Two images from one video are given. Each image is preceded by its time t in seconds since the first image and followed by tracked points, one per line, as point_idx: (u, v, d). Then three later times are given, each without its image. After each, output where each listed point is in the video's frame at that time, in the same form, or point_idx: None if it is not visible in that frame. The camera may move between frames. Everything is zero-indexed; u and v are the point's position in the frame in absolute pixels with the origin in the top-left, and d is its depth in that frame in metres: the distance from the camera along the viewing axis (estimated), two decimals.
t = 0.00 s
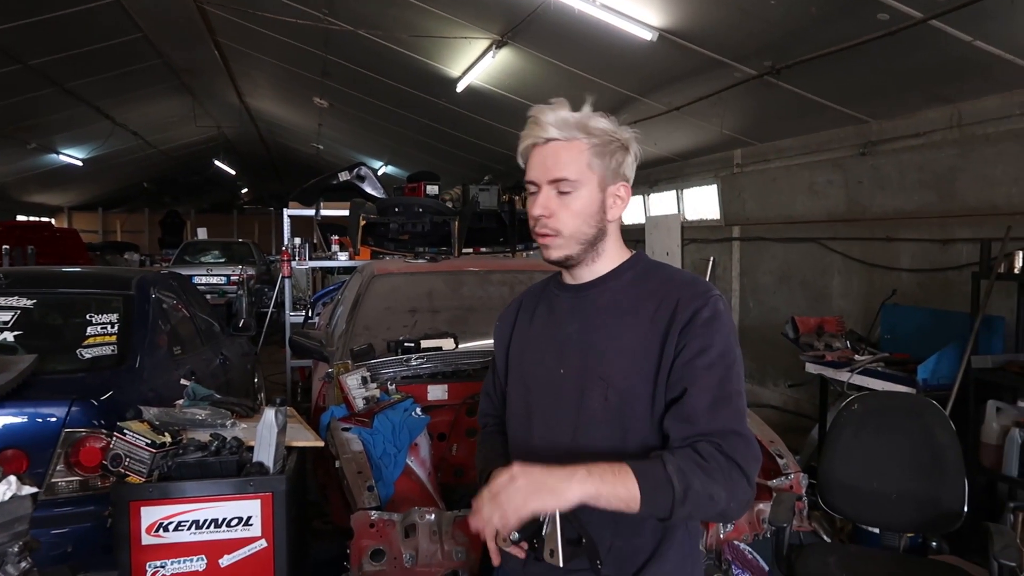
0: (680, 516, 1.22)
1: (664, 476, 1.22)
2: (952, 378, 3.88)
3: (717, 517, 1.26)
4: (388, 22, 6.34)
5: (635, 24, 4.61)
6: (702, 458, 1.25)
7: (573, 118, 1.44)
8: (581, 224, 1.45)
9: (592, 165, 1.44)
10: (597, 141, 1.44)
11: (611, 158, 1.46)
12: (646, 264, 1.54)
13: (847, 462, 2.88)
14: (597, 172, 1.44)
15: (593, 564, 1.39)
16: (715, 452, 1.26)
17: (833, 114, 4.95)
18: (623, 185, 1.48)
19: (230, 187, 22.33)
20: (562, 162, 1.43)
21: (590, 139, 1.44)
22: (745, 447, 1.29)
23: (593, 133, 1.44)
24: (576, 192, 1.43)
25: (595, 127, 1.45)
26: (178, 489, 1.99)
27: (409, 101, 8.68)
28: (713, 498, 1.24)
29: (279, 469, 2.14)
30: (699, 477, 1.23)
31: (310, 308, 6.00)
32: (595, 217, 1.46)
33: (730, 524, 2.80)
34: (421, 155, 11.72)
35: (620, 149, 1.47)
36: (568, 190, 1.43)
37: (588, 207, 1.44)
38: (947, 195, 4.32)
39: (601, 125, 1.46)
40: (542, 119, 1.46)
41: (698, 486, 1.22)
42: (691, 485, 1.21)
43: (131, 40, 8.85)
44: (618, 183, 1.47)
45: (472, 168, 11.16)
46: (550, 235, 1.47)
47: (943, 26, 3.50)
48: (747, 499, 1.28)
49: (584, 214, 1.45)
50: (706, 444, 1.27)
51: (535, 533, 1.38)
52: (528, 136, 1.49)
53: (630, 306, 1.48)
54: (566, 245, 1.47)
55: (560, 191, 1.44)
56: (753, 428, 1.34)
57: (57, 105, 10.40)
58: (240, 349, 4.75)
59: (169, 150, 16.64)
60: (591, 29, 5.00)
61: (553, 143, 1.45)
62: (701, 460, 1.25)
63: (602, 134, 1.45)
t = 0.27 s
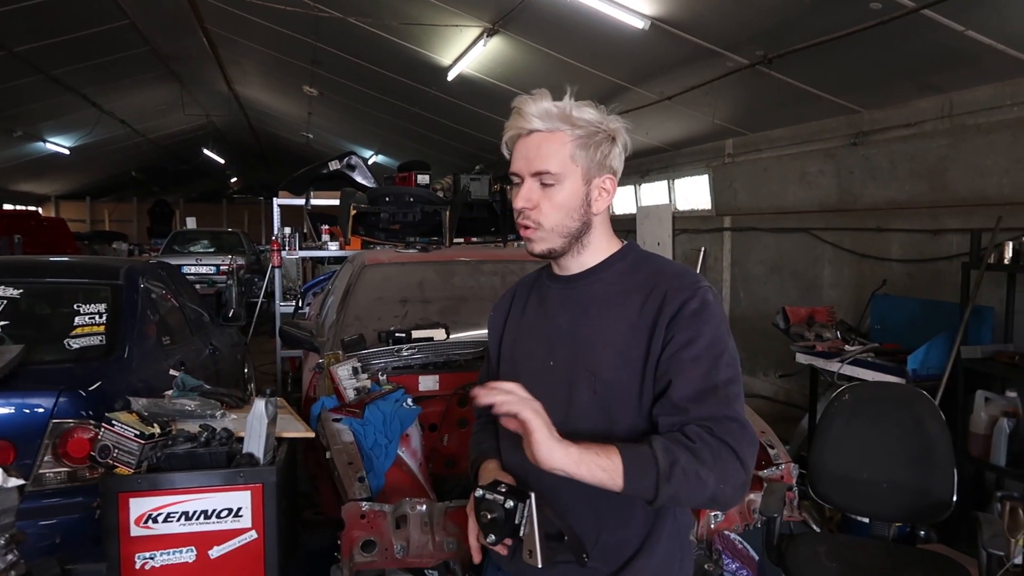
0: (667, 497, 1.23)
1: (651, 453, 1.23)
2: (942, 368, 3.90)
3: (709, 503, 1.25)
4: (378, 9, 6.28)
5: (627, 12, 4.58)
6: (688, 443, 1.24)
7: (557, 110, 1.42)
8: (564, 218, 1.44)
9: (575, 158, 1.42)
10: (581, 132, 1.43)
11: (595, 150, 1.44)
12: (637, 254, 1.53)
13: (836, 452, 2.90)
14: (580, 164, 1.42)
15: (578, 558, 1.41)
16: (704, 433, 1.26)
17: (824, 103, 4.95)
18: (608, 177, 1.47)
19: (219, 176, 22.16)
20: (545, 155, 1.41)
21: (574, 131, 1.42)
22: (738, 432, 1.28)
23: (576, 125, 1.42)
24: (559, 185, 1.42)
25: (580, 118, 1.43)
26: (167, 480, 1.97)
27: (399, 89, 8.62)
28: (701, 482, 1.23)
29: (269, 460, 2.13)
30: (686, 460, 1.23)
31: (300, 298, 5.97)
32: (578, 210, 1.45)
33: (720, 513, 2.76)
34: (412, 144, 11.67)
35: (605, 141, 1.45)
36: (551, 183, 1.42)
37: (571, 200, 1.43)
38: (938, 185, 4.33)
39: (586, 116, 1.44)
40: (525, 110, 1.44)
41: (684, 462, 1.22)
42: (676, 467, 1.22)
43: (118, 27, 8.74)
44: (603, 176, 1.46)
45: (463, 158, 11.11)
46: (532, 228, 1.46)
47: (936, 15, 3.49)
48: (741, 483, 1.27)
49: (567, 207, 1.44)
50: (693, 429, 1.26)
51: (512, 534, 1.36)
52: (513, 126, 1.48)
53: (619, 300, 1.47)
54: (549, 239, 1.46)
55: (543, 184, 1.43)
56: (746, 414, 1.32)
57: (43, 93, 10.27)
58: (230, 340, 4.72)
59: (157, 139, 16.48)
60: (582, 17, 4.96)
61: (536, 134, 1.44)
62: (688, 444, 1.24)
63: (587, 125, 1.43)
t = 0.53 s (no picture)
0: (640, 483, 1.21)
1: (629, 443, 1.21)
2: (928, 364, 3.93)
3: (681, 496, 1.25)
4: (366, 7, 6.25)
5: (615, 11, 4.57)
6: (668, 435, 1.24)
7: (552, 106, 1.42)
8: (559, 214, 1.43)
9: (570, 153, 1.42)
10: (575, 128, 1.42)
11: (588, 147, 1.44)
12: (623, 252, 1.53)
13: (823, 449, 2.92)
14: (575, 159, 1.42)
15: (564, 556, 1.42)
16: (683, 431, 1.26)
17: (812, 101, 4.97)
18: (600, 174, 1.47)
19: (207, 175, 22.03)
20: (542, 149, 1.40)
21: (569, 126, 1.42)
22: (714, 431, 1.29)
23: (570, 120, 1.43)
24: (554, 180, 1.41)
25: (574, 115, 1.44)
26: (154, 482, 1.96)
27: (387, 87, 8.60)
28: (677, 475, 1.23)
29: (257, 461, 2.11)
30: (664, 451, 1.23)
31: (288, 297, 5.95)
32: (573, 206, 1.45)
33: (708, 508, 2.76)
34: (402, 143, 11.65)
35: (597, 138, 1.46)
36: (547, 177, 1.40)
37: (566, 196, 1.42)
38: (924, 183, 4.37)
39: (578, 113, 1.45)
40: (519, 105, 1.43)
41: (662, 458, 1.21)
42: (653, 456, 1.21)
43: (104, 24, 8.66)
44: (595, 173, 1.46)
45: (453, 156, 11.10)
46: (527, 225, 1.44)
47: (921, 14, 3.51)
48: (714, 482, 1.28)
49: (562, 204, 1.43)
50: (672, 423, 1.26)
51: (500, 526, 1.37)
52: (505, 120, 1.45)
53: (604, 295, 1.47)
54: (544, 236, 1.45)
55: (540, 179, 1.41)
56: (723, 412, 1.33)
57: (28, 90, 10.16)
58: (217, 339, 4.70)
59: (144, 137, 16.35)
60: (571, 16, 4.96)
61: (532, 129, 1.42)
62: (667, 436, 1.24)
63: (580, 122, 1.44)
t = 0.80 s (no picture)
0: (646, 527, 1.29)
1: (629, 498, 1.26)
2: (917, 362, 3.94)
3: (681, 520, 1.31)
4: (355, 5, 6.23)
5: (605, 9, 4.57)
6: (667, 474, 1.27)
7: (510, 105, 1.43)
8: (523, 213, 1.45)
9: (530, 152, 1.42)
10: (537, 126, 1.42)
11: (553, 143, 1.43)
12: (610, 252, 1.53)
13: (813, 447, 2.92)
14: (535, 158, 1.42)
15: (550, 558, 1.42)
16: (680, 466, 1.28)
17: (802, 101, 4.99)
18: (568, 171, 1.46)
19: (198, 173, 21.92)
20: (499, 150, 1.43)
21: (528, 125, 1.42)
22: (708, 450, 1.32)
23: (532, 118, 1.42)
24: (514, 180, 1.43)
25: (535, 113, 1.43)
26: (141, 482, 1.95)
27: (378, 86, 8.58)
28: (675, 511, 1.28)
29: (245, 460, 2.10)
30: (664, 494, 1.27)
31: (278, 296, 5.93)
32: (538, 205, 1.45)
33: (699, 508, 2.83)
34: (393, 141, 11.62)
35: (564, 134, 1.44)
36: (507, 178, 1.43)
37: (528, 195, 1.43)
38: (912, 182, 4.40)
39: (542, 110, 1.43)
40: (482, 107, 1.46)
41: (661, 507, 1.27)
42: (655, 508, 1.27)
43: (92, 21, 8.60)
44: (562, 169, 1.45)
45: (444, 154, 11.09)
46: (493, 226, 1.48)
47: (910, 14, 3.52)
48: (709, 502, 1.32)
49: (524, 204, 1.44)
50: (670, 461, 1.28)
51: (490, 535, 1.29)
52: (473, 125, 1.49)
53: (593, 299, 1.46)
54: (510, 236, 1.47)
55: (500, 180, 1.44)
56: (715, 426, 1.35)
57: (15, 88, 10.07)
58: (207, 339, 4.68)
59: (134, 135, 16.24)
60: (561, 14, 4.96)
61: (492, 131, 1.45)
62: (667, 477, 1.27)
63: (544, 119, 1.43)
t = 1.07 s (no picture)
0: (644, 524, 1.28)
1: (630, 494, 1.25)
2: (912, 360, 3.95)
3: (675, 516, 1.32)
4: (351, 2, 6.21)
5: (600, 7, 4.56)
6: (665, 469, 1.27)
7: (499, 102, 1.43)
8: (516, 210, 1.45)
9: (521, 148, 1.42)
10: (527, 122, 1.42)
11: (544, 139, 1.43)
12: (604, 248, 1.53)
13: (807, 445, 2.93)
14: (526, 154, 1.42)
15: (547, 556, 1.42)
16: (679, 461, 1.29)
17: (797, 99, 4.99)
18: (561, 165, 1.45)
19: (193, 171, 21.85)
20: (489, 148, 1.43)
21: (518, 122, 1.42)
22: (703, 446, 1.32)
23: (522, 115, 1.42)
24: (506, 178, 1.43)
25: (524, 109, 1.42)
26: (134, 481, 1.94)
27: (373, 84, 8.56)
28: (673, 506, 1.28)
29: (240, 460, 2.10)
30: (663, 489, 1.26)
31: (274, 295, 5.92)
32: (531, 202, 1.45)
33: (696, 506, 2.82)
34: (389, 139, 11.60)
35: (555, 129, 1.44)
36: (498, 176, 1.43)
37: (521, 192, 1.43)
38: (907, 180, 4.41)
39: (531, 106, 1.43)
40: (472, 106, 1.46)
41: (661, 502, 1.26)
42: (655, 503, 1.26)
43: (85, 18, 8.56)
44: (554, 164, 1.44)
45: (440, 153, 11.06)
46: (488, 224, 1.48)
47: (905, 12, 3.53)
48: (704, 498, 1.32)
49: (517, 201, 1.44)
50: (670, 456, 1.29)
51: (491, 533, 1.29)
52: (464, 125, 1.50)
53: (588, 295, 1.46)
54: (504, 233, 1.47)
55: (491, 178, 1.44)
56: (709, 422, 1.36)
57: (9, 85, 10.03)
58: (202, 337, 4.67)
59: (128, 133, 16.17)
60: (557, 11, 4.94)
61: (483, 129, 1.45)
62: (666, 472, 1.27)
63: (534, 115, 1.42)
